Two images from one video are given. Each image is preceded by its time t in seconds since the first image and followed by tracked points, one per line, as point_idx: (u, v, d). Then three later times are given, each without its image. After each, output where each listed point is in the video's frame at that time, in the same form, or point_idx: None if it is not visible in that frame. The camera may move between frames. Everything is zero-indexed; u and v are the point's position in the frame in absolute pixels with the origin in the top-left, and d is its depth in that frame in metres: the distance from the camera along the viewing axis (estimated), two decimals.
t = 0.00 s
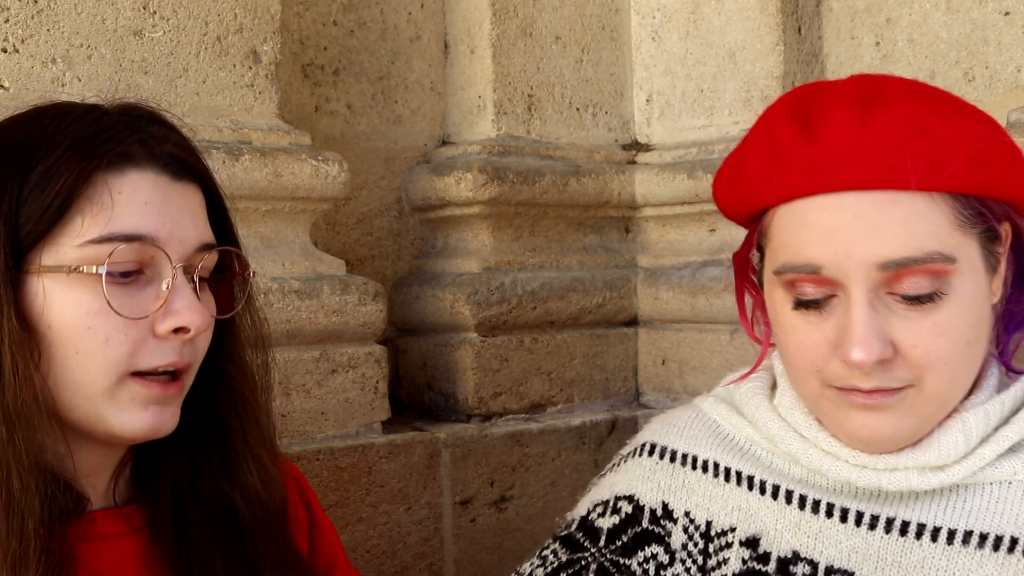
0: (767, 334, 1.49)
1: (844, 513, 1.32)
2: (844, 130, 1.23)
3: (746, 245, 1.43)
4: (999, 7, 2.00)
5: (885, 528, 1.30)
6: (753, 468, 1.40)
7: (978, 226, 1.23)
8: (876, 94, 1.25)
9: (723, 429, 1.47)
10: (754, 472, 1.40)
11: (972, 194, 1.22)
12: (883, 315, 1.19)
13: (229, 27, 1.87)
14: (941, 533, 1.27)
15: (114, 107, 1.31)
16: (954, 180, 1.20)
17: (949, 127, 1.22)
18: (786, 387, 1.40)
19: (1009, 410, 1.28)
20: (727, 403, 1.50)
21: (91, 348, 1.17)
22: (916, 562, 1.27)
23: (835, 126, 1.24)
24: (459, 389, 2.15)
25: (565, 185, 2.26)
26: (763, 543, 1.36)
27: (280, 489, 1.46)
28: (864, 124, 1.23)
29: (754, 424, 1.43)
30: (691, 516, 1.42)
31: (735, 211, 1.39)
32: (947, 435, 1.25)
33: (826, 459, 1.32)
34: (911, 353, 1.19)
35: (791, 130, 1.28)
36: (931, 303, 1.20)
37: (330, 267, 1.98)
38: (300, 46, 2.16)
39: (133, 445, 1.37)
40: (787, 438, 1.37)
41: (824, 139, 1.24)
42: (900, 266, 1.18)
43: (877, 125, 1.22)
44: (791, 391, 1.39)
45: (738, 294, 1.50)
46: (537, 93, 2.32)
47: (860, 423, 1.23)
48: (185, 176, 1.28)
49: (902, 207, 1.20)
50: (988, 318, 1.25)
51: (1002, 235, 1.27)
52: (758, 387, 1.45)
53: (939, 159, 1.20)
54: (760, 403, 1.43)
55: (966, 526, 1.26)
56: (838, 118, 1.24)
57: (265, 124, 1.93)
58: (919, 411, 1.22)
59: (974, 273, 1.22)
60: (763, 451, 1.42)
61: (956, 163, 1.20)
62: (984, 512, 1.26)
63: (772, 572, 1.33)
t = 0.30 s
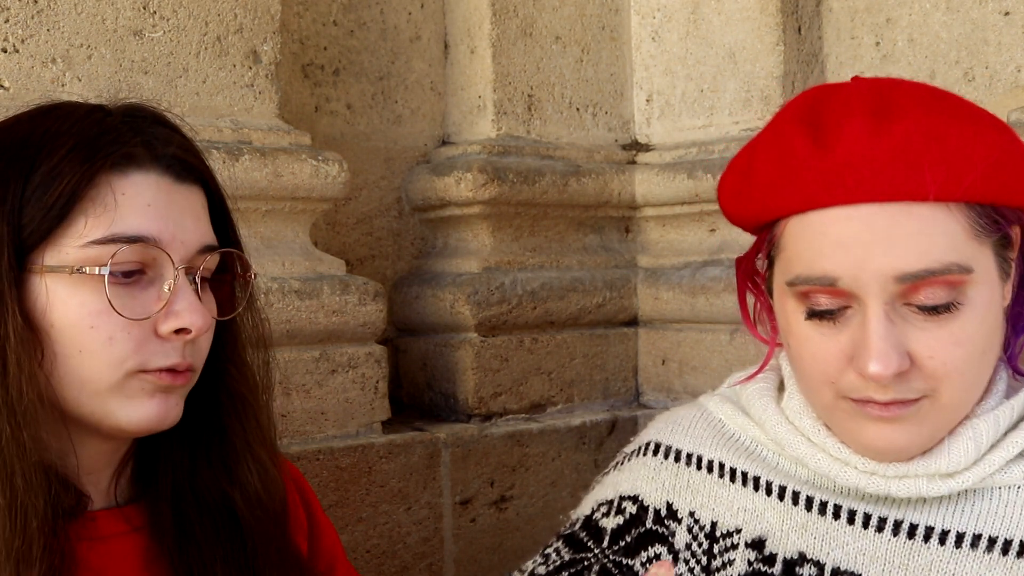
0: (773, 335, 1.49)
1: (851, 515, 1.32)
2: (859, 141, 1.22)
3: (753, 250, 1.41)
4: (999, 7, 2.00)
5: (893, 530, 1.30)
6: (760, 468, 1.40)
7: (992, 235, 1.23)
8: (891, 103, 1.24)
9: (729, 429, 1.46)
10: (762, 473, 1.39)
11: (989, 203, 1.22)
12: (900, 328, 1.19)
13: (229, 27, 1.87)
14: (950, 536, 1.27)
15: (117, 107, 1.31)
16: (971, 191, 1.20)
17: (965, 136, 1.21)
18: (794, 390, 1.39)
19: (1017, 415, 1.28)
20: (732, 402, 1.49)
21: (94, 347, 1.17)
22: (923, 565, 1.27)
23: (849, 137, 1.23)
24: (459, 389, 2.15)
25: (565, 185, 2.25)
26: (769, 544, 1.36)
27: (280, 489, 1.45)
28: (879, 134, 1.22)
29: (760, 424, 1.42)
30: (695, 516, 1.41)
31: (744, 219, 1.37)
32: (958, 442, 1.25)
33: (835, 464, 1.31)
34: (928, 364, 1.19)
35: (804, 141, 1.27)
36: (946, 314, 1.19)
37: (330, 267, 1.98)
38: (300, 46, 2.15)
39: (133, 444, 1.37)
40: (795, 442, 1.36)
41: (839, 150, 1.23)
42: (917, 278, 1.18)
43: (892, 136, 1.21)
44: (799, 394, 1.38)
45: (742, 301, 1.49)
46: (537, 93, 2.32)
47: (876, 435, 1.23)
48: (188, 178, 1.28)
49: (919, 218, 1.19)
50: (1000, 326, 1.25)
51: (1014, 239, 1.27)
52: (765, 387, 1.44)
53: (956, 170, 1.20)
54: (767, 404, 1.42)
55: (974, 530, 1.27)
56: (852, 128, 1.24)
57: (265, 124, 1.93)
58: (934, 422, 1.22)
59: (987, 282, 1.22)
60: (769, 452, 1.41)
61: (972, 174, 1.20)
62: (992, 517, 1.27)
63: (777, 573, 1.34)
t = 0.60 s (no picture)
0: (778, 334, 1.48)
1: (855, 514, 1.32)
2: (864, 147, 1.22)
3: (759, 249, 1.41)
4: (999, 7, 2.00)
5: (896, 530, 1.30)
6: (765, 466, 1.40)
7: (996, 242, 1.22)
8: (899, 109, 1.23)
9: (734, 426, 1.46)
10: (766, 472, 1.39)
11: (994, 211, 1.21)
12: (901, 334, 1.19)
13: (229, 27, 1.87)
14: (952, 537, 1.27)
15: (120, 108, 1.31)
16: (978, 199, 1.19)
17: (971, 144, 1.21)
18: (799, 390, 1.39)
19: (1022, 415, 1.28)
20: (738, 400, 1.48)
21: (97, 348, 1.17)
22: (925, 565, 1.27)
23: (856, 141, 1.23)
24: (459, 389, 2.15)
25: (565, 185, 2.26)
26: (772, 542, 1.35)
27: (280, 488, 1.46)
28: (886, 140, 1.21)
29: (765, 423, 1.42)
30: (700, 513, 1.41)
31: (749, 219, 1.37)
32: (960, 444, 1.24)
33: (839, 467, 1.31)
34: (928, 371, 1.19)
35: (810, 145, 1.26)
36: (949, 321, 1.19)
37: (330, 267, 1.98)
38: (300, 46, 2.15)
39: (134, 445, 1.37)
40: (799, 444, 1.36)
41: (846, 155, 1.22)
42: (920, 285, 1.18)
43: (898, 142, 1.21)
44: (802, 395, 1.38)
45: (749, 300, 1.48)
46: (537, 93, 2.32)
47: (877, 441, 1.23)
48: (191, 179, 1.28)
49: (924, 225, 1.19)
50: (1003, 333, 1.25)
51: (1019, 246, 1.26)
52: (770, 387, 1.44)
53: (963, 178, 1.19)
54: (772, 404, 1.41)
55: (977, 530, 1.26)
56: (859, 133, 1.23)
57: (265, 124, 1.93)
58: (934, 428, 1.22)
59: (990, 290, 1.21)
60: (774, 451, 1.41)
61: (979, 181, 1.19)
62: (995, 517, 1.26)
63: (780, 571, 1.33)
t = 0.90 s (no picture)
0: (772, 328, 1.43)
1: (857, 516, 1.29)
2: (788, 119, 1.24)
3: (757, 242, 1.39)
4: (999, 7, 2.00)
5: (898, 532, 1.27)
6: (768, 466, 1.36)
7: (901, 247, 1.16)
8: (912, 104, 1.19)
9: (739, 425, 1.43)
10: (769, 471, 1.36)
11: (879, 205, 1.16)
12: (768, 294, 1.20)
13: (229, 27, 1.87)
14: (954, 539, 1.25)
15: (122, 108, 1.31)
16: (962, 214, 1.16)
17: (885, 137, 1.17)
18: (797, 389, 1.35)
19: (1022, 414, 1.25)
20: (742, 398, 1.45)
21: (103, 347, 1.17)
22: (927, 568, 1.25)
23: (786, 114, 1.26)
24: (459, 390, 2.15)
25: (565, 185, 2.26)
26: (775, 541, 1.32)
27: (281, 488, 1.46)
28: (894, 126, 1.17)
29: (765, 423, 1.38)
30: (704, 511, 1.37)
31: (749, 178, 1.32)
32: (948, 433, 1.21)
33: (829, 470, 1.27)
34: (785, 339, 1.19)
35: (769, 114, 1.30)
36: (813, 298, 1.18)
37: (330, 267, 1.98)
38: (300, 46, 2.15)
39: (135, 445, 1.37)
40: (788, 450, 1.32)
41: (849, 129, 1.18)
42: (794, 253, 1.18)
43: (812, 120, 1.21)
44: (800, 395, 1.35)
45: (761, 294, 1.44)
46: (537, 93, 2.32)
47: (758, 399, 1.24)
48: (194, 179, 1.28)
49: (807, 199, 1.19)
50: (905, 343, 1.18)
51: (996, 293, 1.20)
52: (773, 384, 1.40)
53: (953, 187, 1.15)
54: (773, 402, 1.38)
55: (979, 533, 1.25)
56: (794, 108, 1.25)
57: (265, 124, 1.93)
58: (801, 404, 1.20)
59: (877, 285, 1.16)
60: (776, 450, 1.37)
61: (966, 196, 1.16)
62: (995, 521, 1.25)
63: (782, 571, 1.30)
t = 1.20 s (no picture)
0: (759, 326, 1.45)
1: (853, 519, 1.29)
2: (762, 122, 1.28)
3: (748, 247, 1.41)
4: (999, 7, 2.00)
5: (893, 535, 1.27)
6: (764, 469, 1.36)
7: (869, 244, 1.18)
8: (882, 105, 1.21)
9: (735, 427, 1.43)
10: (765, 474, 1.36)
11: (844, 203, 1.18)
12: (741, 295, 1.24)
13: (229, 27, 1.87)
14: (950, 541, 1.25)
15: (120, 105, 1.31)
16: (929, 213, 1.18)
17: (850, 136, 1.19)
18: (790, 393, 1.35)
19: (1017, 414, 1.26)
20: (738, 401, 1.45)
21: (104, 343, 1.17)
22: (923, 570, 1.25)
23: (761, 117, 1.29)
24: (459, 389, 2.15)
25: (565, 186, 2.26)
26: (771, 545, 1.32)
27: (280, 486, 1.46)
28: (861, 130, 1.20)
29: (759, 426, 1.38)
30: (700, 515, 1.37)
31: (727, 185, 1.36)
32: (940, 433, 1.22)
33: (823, 473, 1.28)
34: (757, 338, 1.22)
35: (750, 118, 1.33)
36: (783, 297, 1.21)
37: (330, 267, 1.98)
38: (300, 46, 2.15)
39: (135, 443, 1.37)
40: (781, 455, 1.33)
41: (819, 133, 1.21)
42: (762, 253, 1.22)
43: (783, 122, 1.24)
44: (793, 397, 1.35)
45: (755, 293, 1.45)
46: (537, 93, 2.32)
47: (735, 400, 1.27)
48: (192, 175, 1.29)
49: (776, 199, 1.22)
50: (878, 342, 1.20)
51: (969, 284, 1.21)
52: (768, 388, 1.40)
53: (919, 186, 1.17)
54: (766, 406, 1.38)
55: (975, 535, 1.25)
56: (768, 111, 1.28)
57: (265, 123, 1.93)
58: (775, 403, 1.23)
59: (845, 283, 1.19)
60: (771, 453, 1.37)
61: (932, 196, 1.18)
62: (992, 522, 1.25)
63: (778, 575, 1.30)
